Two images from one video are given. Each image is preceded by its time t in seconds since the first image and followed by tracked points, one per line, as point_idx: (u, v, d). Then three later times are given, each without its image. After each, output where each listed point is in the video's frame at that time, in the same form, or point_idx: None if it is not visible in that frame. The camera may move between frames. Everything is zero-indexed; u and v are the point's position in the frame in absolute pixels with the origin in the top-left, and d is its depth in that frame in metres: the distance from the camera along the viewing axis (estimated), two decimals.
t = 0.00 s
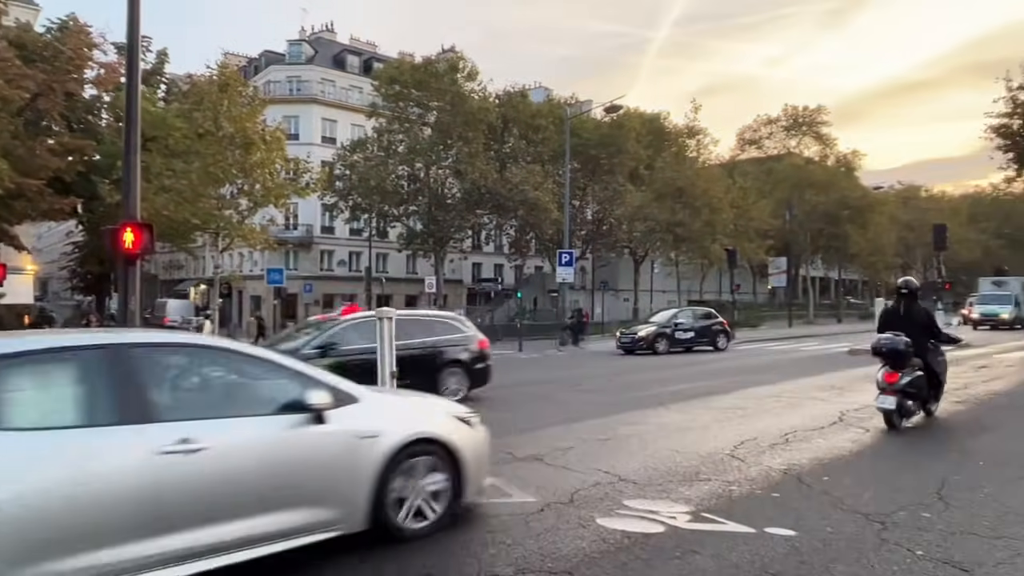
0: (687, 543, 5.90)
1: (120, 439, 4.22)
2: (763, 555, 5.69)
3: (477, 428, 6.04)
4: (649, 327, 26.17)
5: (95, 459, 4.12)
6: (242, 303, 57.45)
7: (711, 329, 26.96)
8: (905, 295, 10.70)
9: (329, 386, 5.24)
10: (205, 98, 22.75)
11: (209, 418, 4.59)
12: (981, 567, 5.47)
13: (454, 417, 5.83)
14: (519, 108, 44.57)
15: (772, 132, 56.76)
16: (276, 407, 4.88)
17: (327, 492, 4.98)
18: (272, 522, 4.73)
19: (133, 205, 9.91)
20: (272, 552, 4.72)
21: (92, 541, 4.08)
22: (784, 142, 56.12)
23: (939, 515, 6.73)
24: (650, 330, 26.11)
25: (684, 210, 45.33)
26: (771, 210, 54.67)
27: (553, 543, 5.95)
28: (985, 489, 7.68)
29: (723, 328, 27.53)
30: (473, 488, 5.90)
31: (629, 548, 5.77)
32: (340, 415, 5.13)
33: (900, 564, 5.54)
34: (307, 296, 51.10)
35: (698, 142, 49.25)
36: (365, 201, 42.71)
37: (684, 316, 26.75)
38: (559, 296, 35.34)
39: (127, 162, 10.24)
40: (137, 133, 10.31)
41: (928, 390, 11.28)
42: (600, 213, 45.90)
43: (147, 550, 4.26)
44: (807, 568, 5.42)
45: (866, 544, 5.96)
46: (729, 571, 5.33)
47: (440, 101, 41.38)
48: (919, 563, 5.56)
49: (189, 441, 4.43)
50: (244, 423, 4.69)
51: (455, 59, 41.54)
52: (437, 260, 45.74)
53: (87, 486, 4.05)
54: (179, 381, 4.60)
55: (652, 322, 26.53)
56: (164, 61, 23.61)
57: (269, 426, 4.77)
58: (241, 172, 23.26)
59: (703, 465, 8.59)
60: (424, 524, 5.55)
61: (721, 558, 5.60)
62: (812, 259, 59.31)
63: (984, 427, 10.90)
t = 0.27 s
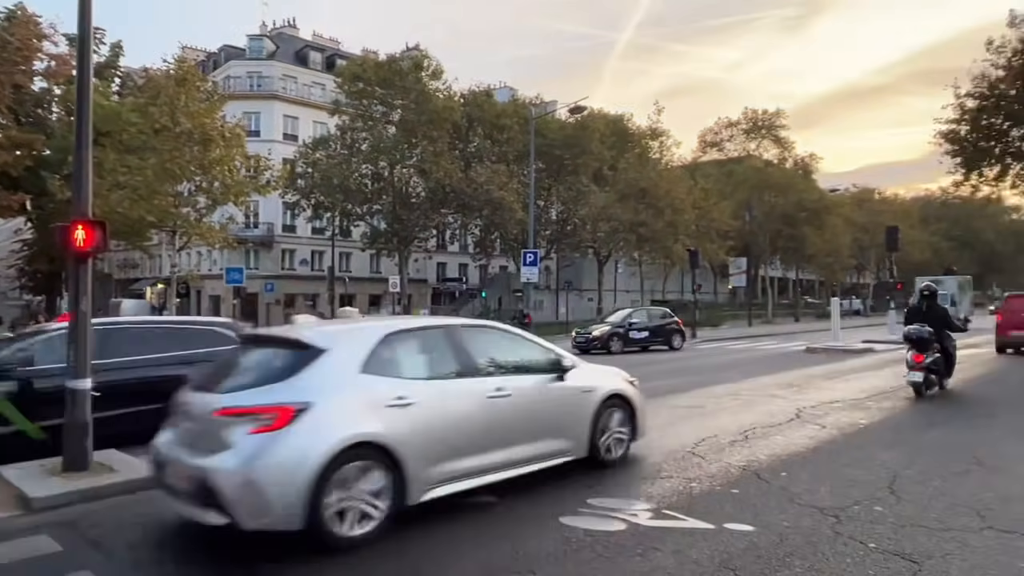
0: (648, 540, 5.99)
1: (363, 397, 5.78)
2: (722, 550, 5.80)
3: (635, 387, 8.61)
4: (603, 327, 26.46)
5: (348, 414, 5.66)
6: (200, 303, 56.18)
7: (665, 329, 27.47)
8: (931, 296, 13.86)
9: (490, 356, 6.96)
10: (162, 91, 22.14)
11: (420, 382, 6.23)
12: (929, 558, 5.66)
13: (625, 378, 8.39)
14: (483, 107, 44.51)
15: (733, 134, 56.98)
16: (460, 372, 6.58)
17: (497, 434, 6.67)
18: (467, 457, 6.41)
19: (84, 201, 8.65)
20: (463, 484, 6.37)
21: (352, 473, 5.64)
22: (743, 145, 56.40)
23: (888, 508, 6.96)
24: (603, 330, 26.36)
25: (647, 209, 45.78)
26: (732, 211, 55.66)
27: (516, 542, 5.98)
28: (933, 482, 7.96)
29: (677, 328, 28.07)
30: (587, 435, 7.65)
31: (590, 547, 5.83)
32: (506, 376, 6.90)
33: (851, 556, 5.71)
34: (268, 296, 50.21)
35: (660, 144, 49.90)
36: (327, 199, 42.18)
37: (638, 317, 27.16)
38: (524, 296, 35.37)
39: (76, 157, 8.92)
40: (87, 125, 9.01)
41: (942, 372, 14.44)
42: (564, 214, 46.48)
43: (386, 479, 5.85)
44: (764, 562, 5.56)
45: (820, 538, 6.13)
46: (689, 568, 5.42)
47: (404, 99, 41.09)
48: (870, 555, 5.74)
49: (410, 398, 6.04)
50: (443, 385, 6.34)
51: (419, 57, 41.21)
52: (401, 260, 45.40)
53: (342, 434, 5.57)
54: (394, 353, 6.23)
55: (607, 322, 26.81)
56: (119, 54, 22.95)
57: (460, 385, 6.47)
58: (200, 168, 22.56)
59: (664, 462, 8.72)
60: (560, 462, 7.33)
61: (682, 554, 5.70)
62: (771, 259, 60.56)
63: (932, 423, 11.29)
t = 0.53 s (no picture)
0: (617, 538, 6.05)
1: (568, 363, 8.36)
2: (689, 547, 5.88)
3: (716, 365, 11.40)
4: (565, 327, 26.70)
5: (558, 375, 8.24)
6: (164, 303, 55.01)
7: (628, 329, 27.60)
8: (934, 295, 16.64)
9: (628, 336, 9.56)
10: (123, 87, 21.48)
11: (597, 352, 8.85)
12: (888, 551, 5.82)
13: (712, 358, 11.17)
14: (454, 107, 44.43)
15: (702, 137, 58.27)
16: (614, 347, 9.15)
17: (639, 393, 9.28)
18: (623, 408, 9.00)
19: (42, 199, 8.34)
20: (622, 427, 8.99)
21: (564, 415, 8.22)
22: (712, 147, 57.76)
23: (849, 503, 7.13)
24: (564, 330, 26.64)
25: (616, 210, 46.47)
26: (700, 212, 56.38)
27: (486, 541, 6.00)
28: (893, 477, 8.17)
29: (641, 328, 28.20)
30: (689, 397, 10.26)
31: (560, 546, 5.87)
32: (640, 353, 9.48)
33: (814, 550, 5.84)
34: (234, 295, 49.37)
35: (630, 145, 50.32)
36: (296, 198, 41.61)
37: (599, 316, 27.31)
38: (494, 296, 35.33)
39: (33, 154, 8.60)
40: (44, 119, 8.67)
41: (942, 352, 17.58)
42: (535, 213, 45.97)
43: (581, 421, 8.45)
44: (730, 558, 5.65)
45: (784, 533, 6.25)
46: (657, 564, 5.49)
47: (374, 97, 40.78)
48: (832, 548, 5.88)
49: (594, 365, 8.62)
50: (609, 355, 8.94)
51: (390, 55, 40.90)
52: (371, 259, 45.05)
53: (557, 388, 8.15)
54: (576, 333, 8.78)
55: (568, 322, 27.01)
56: (78, 47, 22.30)
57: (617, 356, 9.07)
58: (163, 165, 21.67)
59: (633, 460, 8.82)
60: (674, 416, 9.93)
61: (650, 551, 5.77)
62: (738, 259, 61.50)
63: (892, 419, 11.60)
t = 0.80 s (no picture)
0: (591, 537, 6.07)
1: (669, 346, 10.72)
2: (662, 544, 5.93)
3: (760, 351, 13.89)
4: (529, 327, 26.67)
5: (664, 355, 10.62)
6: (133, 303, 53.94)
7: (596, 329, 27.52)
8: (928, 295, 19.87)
9: (702, 325, 11.91)
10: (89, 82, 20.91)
11: (686, 338, 11.23)
12: (856, 546, 5.92)
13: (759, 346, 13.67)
14: (429, 106, 44.24)
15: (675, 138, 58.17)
16: (696, 335, 11.51)
17: (713, 371, 11.69)
18: (704, 381, 11.42)
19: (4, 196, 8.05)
20: (703, 396, 11.42)
21: (670, 387, 10.62)
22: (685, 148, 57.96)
23: (818, 499, 7.25)
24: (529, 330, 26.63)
25: (591, 210, 46.65)
26: (674, 212, 56.88)
27: (460, 542, 5.98)
28: (861, 473, 8.31)
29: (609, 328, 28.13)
30: (745, 375, 12.67)
31: (534, 545, 5.89)
32: (713, 340, 11.89)
33: (785, 546, 5.93)
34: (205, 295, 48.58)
35: (605, 145, 50.57)
36: (268, 196, 41.07)
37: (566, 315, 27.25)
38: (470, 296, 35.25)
39: None
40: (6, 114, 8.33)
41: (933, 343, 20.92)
42: (511, 214, 46.86)
43: (679, 391, 10.90)
44: (703, 555, 5.71)
45: (755, 530, 6.33)
46: (631, 563, 5.52)
47: (348, 95, 40.46)
48: (802, 544, 5.97)
49: (685, 347, 11.02)
50: (695, 341, 11.32)
51: (364, 53, 40.59)
52: (345, 259, 44.65)
53: (665, 366, 10.55)
54: (671, 325, 11.09)
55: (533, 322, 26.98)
56: (42, 41, 21.69)
57: (699, 341, 11.43)
58: (132, 162, 21.19)
59: (607, 459, 8.86)
60: (736, 389, 12.31)
61: (623, 549, 5.81)
62: (711, 259, 62.16)
63: (860, 416, 11.82)
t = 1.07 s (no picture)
0: (570, 537, 6.08)
1: (725, 334, 13.20)
2: (640, 543, 5.96)
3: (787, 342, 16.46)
4: (498, 327, 26.47)
5: (721, 343, 13.10)
6: (106, 303, 53.06)
7: (565, 329, 27.34)
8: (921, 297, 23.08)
9: (746, 320, 14.38)
10: (61, 77, 20.51)
11: (736, 329, 13.70)
12: (832, 543, 6.00)
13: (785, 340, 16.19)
14: (409, 105, 44.04)
15: (654, 138, 58.57)
16: (742, 327, 13.91)
17: (755, 357, 14.10)
18: (750, 365, 13.88)
19: None
20: (749, 378, 13.84)
21: (727, 368, 13.09)
22: (664, 149, 58.48)
23: (793, 496, 7.34)
24: (498, 330, 26.42)
25: (571, 211, 46.77)
26: (653, 213, 57.27)
27: (439, 543, 5.96)
28: (836, 471, 8.43)
29: (580, 328, 27.96)
30: (778, 361, 15.11)
31: (513, 545, 5.89)
32: (755, 331, 14.35)
33: (761, 543, 5.99)
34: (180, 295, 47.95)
35: (585, 146, 50.77)
36: (245, 195, 40.61)
37: (536, 316, 27.07)
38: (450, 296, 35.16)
39: None
40: None
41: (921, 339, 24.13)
42: (491, 214, 47.17)
43: (733, 372, 13.36)
44: (681, 553, 5.74)
45: (732, 527, 6.40)
46: (610, 562, 5.53)
47: (327, 94, 40.17)
48: (778, 541, 6.03)
49: (736, 337, 13.49)
50: (743, 332, 13.81)
51: (343, 52, 40.34)
52: (324, 258, 44.29)
53: (723, 351, 13.02)
54: (724, 318, 13.54)
55: (503, 321, 26.77)
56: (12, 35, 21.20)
57: (745, 333, 13.89)
58: (105, 160, 20.81)
59: (587, 459, 8.89)
60: (771, 374, 14.75)
61: (602, 548, 5.82)
62: (689, 260, 62.68)
63: (835, 414, 11.98)
